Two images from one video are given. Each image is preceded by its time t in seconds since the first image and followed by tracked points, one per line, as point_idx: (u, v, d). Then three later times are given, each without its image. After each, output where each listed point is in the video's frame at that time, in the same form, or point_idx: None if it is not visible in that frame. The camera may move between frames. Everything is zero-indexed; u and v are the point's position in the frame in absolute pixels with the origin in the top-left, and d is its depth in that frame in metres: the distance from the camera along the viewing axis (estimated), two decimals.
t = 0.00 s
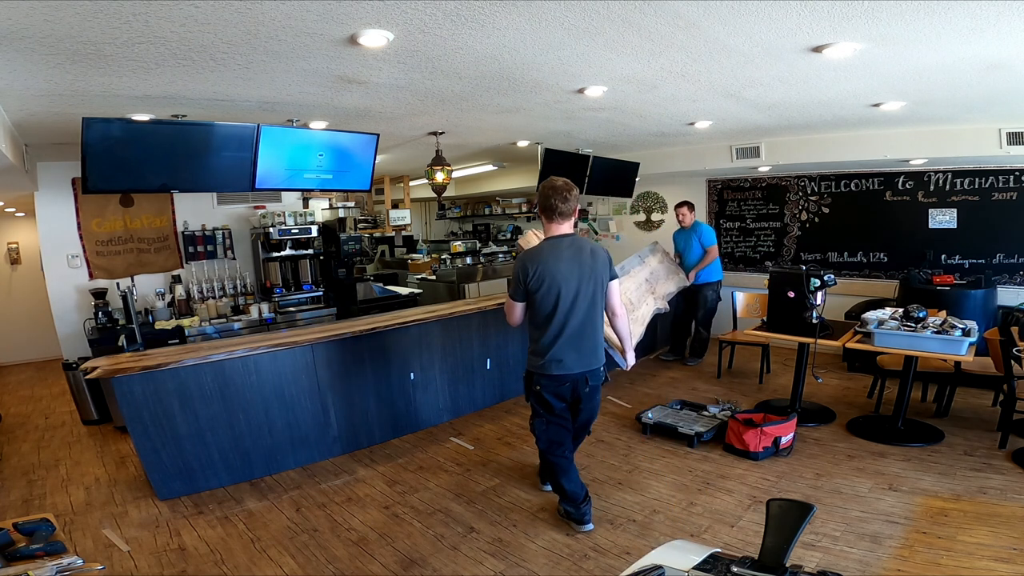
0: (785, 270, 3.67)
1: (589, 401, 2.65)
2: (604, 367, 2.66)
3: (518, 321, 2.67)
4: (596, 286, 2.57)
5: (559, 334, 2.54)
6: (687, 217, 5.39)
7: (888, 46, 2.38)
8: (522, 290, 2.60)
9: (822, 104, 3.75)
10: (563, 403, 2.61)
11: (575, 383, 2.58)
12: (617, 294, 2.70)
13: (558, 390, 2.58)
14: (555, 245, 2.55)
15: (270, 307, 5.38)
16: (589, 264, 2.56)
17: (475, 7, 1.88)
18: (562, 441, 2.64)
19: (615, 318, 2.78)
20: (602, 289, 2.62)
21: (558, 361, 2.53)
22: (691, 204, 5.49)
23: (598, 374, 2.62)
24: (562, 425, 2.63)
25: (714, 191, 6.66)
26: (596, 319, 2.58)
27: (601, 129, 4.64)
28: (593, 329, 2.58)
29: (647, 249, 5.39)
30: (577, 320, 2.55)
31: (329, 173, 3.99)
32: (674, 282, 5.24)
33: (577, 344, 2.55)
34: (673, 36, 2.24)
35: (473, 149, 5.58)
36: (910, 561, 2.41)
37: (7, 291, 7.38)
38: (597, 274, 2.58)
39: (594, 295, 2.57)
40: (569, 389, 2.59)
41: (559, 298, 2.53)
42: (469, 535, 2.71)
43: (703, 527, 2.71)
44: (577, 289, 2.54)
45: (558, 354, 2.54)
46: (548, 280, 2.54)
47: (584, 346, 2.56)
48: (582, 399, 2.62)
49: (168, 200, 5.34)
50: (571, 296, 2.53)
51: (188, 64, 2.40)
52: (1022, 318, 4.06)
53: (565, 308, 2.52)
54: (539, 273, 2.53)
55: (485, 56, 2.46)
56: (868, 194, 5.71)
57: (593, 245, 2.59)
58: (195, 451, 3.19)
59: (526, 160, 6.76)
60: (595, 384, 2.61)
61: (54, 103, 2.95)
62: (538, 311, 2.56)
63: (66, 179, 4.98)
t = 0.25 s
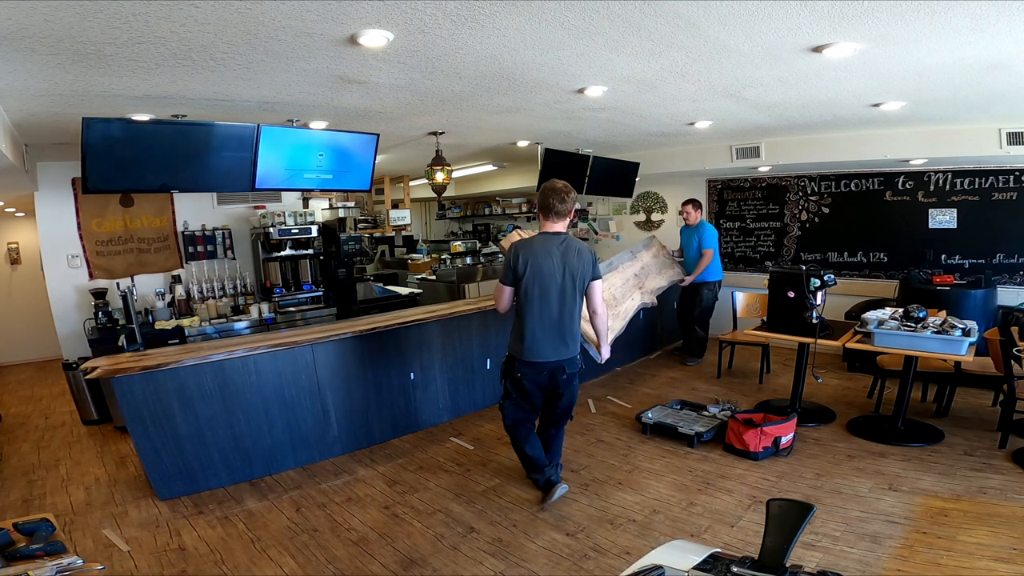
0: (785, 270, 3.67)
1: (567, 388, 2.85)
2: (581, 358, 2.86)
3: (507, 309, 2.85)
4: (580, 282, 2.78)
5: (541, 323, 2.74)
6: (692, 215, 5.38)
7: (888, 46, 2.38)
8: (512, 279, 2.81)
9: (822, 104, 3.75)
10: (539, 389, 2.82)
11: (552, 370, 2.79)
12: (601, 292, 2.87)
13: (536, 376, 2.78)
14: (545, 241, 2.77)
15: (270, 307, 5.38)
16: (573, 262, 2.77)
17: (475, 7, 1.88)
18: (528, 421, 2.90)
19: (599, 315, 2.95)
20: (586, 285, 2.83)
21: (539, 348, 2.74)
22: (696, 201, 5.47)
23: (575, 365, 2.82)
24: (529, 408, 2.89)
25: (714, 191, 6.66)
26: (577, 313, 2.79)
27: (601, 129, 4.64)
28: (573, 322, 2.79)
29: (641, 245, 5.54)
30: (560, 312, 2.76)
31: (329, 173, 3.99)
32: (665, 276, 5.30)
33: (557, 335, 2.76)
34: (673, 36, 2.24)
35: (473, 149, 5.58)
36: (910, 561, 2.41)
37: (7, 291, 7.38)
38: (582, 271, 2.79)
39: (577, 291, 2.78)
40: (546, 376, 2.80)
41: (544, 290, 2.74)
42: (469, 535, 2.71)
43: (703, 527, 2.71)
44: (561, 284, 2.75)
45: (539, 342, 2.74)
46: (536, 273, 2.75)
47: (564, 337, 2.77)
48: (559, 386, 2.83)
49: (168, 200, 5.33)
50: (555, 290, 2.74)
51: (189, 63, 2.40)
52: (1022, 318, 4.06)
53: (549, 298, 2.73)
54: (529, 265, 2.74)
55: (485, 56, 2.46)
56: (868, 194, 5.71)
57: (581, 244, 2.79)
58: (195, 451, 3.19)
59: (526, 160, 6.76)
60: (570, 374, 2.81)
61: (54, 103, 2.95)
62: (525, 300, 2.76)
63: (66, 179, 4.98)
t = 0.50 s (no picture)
0: (785, 270, 3.66)
1: (555, 382, 3.01)
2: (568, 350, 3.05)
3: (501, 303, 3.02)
4: (568, 279, 2.96)
5: (530, 316, 2.93)
6: (693, 216, 5.38)
7: (888, 46, 2.38)
8: (507, 272, 2.99)
9: (823, 104, 3.75)
10: (528, 378, 3.02)
11: (540, 361, 2.97)
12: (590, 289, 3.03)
13: (525, 366, 2.98)
14: (538, 239, 2.95)
15: (270, 307, 5.39)
16: (562, 261, 2.94)
17: (475, 7, 1.88)
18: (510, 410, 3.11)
19: (588, 311, 3.09)
20: (576, 282, 3.00)
21: (527, 340, 2.93)
22: (697, 201, 5.44)
23: (562, 357, 3.00)
24: (516, 398, 3.12)
25: (714, 191, 6.66)
26: (565, 309, 2.97)
27: (601, 129, 4.64)
28: (561, 317, 2.97)
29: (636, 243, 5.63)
30: (548, 307, 2.94)
31: (329, 173, 3.99)
32: (660, 271, 5.36)
33: (545, 328, 2.94)
34: (673, 36, 2.24)
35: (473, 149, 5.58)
36: (910, 561, 2.41)
37: (7, 291, 7.38)
38: (572, 268, 2.96)
39: (566, 288, 2.96)
40: (534, 366, 2.99)
41: (535, 284, 2.93)
42: (469, 535, 2.71)
43: (703, 528, 2.71)
44: (550, 280, 2.93)
45: (527, 334, 2.93)
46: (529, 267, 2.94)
47: (552, 331, 2.95)
48: (548, 377, 3.01)
49: (168, 200, 5.33)
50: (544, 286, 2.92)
51: (189, 63, 2.40)
52: (1021, 318, 4.06)
53: (540, 292, 2.91)
54: (521, 260, 2.92)
55: (484, 56, 2.46)
56: (868, 194, 5.71)
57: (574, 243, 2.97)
58: (195, 451, 3.19)
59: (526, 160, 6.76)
60: (557, 366, 2.99)
61: (54, 103, 2.95)
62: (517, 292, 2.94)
63: (66, 179, 4.98)
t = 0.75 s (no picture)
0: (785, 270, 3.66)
1: (543, 377, 3.06)
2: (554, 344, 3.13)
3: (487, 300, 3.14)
4: (548, 276, 3.04)
5: (512, 312, 3.03)
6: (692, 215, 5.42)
7: (888, 46, 2.38)
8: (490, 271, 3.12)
9: (823, 105, 3.75)
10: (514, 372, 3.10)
11: (524, 355, 3.06)
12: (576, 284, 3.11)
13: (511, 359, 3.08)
14: (520, 238, 3.05)
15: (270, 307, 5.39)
16: (543, 258, 3.03)
17: (475, 6, 1.88)
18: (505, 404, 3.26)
19: (578, 304, 3.18)
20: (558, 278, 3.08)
21: (510, 335, 3.03)
22: (697, 202, 5.52)
23: (546, 351, 3.08)
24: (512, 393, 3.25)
25: (714, 191, 6.66)
26: (546, 304, 3.05)
27: (601, 129, 4.64)
28: (543, 313, 3.05)
29: (631, 241, 5.66)
30: (529, 303, 3.03)
31: (329, 173, 3.99)
32: (656, 264, 5.37)
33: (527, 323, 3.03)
34: (673, 36, 2.24)
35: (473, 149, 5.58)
36: (910, 561, 2.41)
37: (7, 291, 7.38)
38: (552, 266, 3.05)
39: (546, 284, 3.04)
40: (519, 360, 3.07)
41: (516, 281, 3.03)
42: (469, 535, 2.71)
43: (704, 528, 2.71)
44: (531, 277, 3.02)
45: (510, 329, 3.04)
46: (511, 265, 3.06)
47: (534, 326, 3.04)
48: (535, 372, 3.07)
49: (168, 200, 5.33)
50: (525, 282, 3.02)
51: (189, 63, 2.40)
52: (1022, 318, 4.06)
53: (521, 288, 3.02)
54: (503, 259, 3.04)
55: (484, 57, 2.46)
56: (868, 194, 5.71)
57: (555, 240, 3.05)
58: (195, 451, 3.19)
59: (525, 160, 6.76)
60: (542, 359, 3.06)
61: (54, 103, 2.95)
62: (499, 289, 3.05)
63: (66, 178, 4.98)
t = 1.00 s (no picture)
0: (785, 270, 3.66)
1: (532, 366, 3.26)
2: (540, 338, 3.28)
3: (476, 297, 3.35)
4: (530, 272, 3.22)
5: (496, 307, 3.23)
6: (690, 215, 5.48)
7: (888, 46, 2.38)
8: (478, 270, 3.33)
9: (823, 105, 3.75)
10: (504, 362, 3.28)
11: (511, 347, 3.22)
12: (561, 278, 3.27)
13: (499, 351, 3.26)
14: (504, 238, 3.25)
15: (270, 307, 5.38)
16: (525, 256, 3.21)
17: (475, 6, 1.88)
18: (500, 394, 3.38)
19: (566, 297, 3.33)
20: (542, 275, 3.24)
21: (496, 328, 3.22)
22: (694, 202, 5.53)
23: (532, 342, 3.23)
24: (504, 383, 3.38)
25: (714, 191, 6.66)
26: (529, 299, 3.23)
27: (601, 129, 4.65)
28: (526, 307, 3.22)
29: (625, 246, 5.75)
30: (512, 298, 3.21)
31: (329, 173, 3.99)
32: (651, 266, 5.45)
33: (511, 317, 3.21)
34: (672, 36, 2.24)
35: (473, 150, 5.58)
36: (910, 561, 2.41)
37: (7, 291, 7.37)
38: (534, 263, 3.22)
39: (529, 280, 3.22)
40: (507, 352, 3.24)
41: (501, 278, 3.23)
42: (469, 535, 2.71)
43: (703, 528, 2.71)
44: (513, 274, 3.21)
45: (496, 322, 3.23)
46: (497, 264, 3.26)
47: (518, 319, 3.21)
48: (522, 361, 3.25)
49: (168, 200, 5.33)
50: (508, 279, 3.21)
51: (189, 63, 2.40)
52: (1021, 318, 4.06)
53: (504, 285, 3.21)
54: (487, 258, 3.25)
55: (484, 57, 2.46)
56: (868, 194, 5.71)
57: (536, 239, 3.23)
58: (195, 452, 3.19)
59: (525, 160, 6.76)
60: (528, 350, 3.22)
61: (54, 103, 2.95)
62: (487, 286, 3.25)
63: (66, 178, 4.98)
